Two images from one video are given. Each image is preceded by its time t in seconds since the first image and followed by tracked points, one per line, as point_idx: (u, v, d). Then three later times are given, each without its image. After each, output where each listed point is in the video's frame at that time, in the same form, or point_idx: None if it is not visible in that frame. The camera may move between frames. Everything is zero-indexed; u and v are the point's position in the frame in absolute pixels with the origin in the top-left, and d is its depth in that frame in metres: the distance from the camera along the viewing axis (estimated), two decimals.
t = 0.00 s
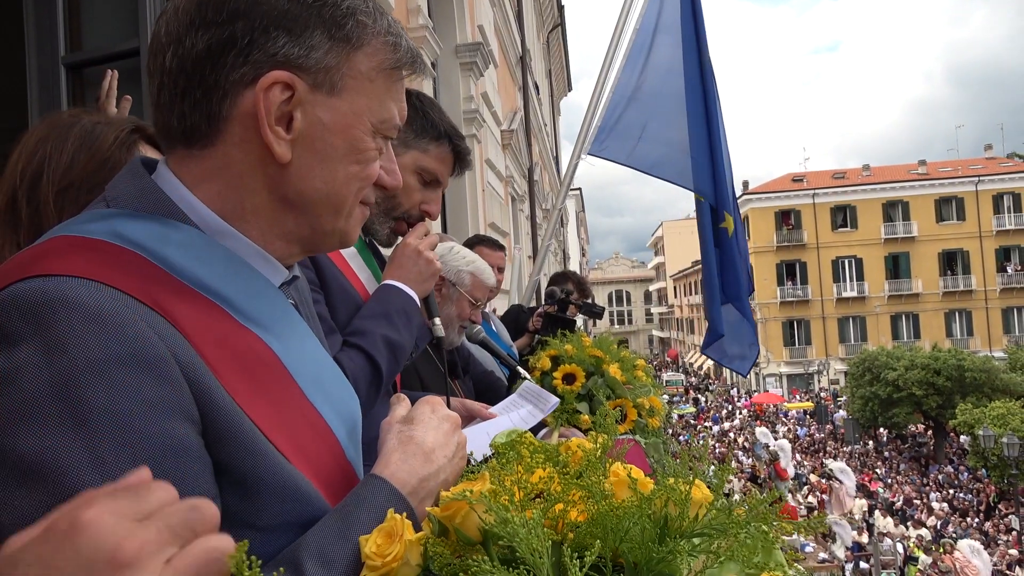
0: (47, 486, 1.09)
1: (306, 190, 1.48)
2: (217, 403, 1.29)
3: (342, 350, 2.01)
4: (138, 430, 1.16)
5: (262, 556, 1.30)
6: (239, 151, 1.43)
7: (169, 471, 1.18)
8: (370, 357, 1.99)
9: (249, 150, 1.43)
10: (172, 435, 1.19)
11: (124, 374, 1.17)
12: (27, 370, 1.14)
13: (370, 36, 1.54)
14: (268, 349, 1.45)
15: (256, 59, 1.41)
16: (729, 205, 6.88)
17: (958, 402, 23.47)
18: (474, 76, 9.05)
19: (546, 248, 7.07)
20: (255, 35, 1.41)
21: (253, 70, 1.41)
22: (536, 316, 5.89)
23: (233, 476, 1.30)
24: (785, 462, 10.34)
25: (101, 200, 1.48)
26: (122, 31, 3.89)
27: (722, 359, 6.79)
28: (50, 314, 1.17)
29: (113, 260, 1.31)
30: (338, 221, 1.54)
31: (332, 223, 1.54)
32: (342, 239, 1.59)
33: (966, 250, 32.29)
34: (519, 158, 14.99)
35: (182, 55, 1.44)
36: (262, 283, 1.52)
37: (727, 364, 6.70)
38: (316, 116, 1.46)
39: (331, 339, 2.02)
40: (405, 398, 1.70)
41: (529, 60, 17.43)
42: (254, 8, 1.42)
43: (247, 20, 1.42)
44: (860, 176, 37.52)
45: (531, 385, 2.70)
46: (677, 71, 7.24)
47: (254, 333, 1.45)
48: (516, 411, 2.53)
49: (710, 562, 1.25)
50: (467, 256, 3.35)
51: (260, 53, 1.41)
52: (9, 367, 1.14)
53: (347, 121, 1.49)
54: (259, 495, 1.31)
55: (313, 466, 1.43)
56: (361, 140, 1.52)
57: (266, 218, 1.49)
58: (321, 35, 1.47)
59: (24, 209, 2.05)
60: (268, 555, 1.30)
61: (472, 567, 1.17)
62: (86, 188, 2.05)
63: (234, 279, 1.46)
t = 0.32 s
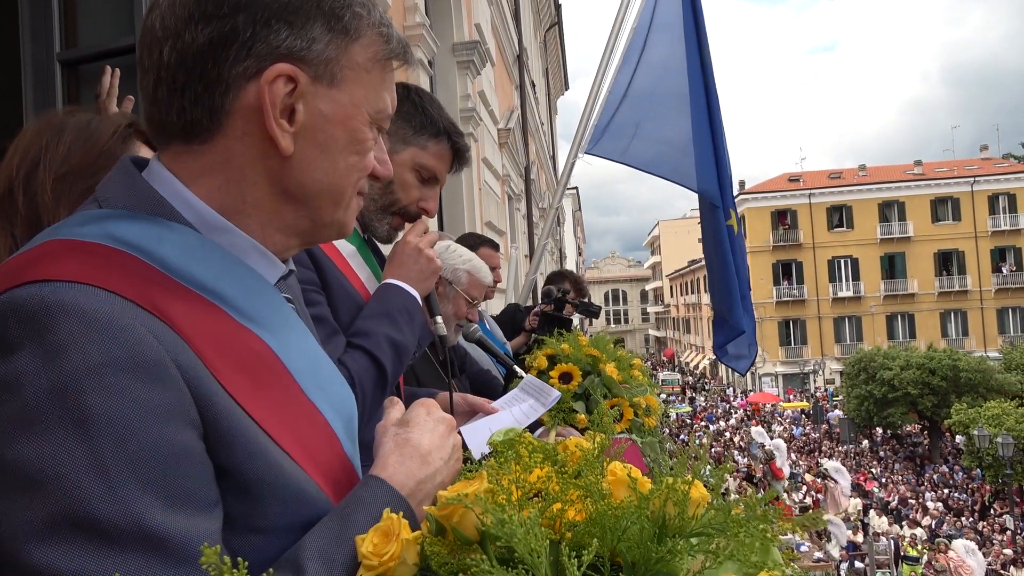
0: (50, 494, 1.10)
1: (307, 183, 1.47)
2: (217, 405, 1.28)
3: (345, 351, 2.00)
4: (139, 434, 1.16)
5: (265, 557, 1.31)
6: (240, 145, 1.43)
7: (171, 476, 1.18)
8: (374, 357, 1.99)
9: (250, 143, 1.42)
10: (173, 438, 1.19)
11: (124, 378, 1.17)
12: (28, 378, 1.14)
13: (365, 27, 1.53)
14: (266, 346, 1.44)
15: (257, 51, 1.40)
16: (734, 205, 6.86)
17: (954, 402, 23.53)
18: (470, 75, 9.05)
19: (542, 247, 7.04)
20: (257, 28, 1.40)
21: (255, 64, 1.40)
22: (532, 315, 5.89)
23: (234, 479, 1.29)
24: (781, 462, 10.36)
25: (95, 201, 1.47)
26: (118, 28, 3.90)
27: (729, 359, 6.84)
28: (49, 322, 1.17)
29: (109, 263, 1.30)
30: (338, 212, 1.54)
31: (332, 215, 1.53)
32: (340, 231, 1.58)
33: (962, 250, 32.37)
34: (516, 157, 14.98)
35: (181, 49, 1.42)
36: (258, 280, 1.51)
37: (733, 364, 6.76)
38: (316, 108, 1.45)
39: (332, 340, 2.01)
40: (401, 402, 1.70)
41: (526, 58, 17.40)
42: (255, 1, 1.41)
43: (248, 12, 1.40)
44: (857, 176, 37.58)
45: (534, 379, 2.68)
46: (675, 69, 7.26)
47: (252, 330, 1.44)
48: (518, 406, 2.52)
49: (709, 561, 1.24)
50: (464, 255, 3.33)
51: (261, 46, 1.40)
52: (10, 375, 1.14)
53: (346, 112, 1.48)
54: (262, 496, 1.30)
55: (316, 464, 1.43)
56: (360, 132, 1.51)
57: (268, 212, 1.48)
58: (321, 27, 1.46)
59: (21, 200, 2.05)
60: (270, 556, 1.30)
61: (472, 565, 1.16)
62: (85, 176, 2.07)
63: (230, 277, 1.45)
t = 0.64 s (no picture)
0: (49, 496, 1.10)
1: (302, 186, 1.47)
2: (215, 409, 1.28)
3: (349, 358, 2.01)
4: (136, 437, 1.16)
5: (262, 558, 1.31)
6: (234, 149, 1.43)
7: (170, 478, 1.19)
8: (378, 363, 2.00)
9: (245, 147, 1.43)
10: (168, 441, 1.19)
11: (121, 382, 1.17)
12: (26, 381, 1.14)
13: (361, 29, 1.54)
14: (267, 352, 1.45)
15: (251, 56, 1.41)
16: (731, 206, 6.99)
17: (949, 403, 23.57)
18: (467, 76, 9.04)
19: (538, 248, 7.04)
20: (250, 32, 1.41)
21: (249, 67, 1.41)
22: (529, 316, 5.89)
23: (232, 482, 1.30)
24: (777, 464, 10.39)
25: (94, 206, 1.48)
26: (114, 29, 3.90)
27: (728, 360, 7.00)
28: (47, 327, 1.17)
29: (107, 267, 1.30)
30: (335, 215, 1.54)
31: (329, 218, 1.54)
32: (337, 234, 1.59)
33: (958, 251, 32.41)
34: (513, 158, 14.98)
35: (176, 55, 1.42)
36: (256, 283, 1.51)
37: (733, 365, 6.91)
38: (311, 111, 1.46)
39: (336, 346, 2.02)
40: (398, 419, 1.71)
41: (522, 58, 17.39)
42: (247, 5, 1.42)
43: (240, 16, 1.41)
44: (853, 177, 37.63)
45: (536, 381, 2.69)
46: (674, 69, 7.30)
47: (252, 335, 1.44)
48: (519, 408, 2.54)
49: (706, 562, 1.25)
50: (461, 255, 3.33)
51: (255, 50, 1.41)
52: (8, 379, 1.15)
53: (341, 114, 1.49)
54: (259, 501, 1.31)
55: (316, 470, 1.44)
56: (356, 134, 1.51)
57: (265, 215, 1.49)
58: (315, 30, 1.47)
59: None
60: (268, 559, 1.31)
61: (468, 568, 1.17)
62: (48, 176, 2.16)
63: (229, 282, 1.46)
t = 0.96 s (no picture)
0: (43, 496, 1.10)
1: (302, 185, 1.47)
2: (210, 411, 1.29)
3: (349, 362, 2.01)
4: (132, 437, 1.16)
5: (258, 562, 1.31)
6: (233, 149, 1.43)
7: (165, 481, 1.19)
8: (378, 368, 1.99)
9: (244, 147, 1.43)
10: (163, 443, 1.19)
11: (115, 383, 1.17)
12: (19, 382, 1.14)
13: (360, 27, 1.54)
14: (265, 354, 1.45)
15: (247, 54, 1.41)
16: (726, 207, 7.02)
17: (946, 402, 23.63)
18: (465, 76, 9.04)
19: (536, 248, 7.02)
20: (246, 30, 1.41)
21: (245, 66, 1.41)
22: (527, 317, 5.89)
23: (229, 485, 1.30)
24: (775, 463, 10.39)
25: (94, 207, 1.48)
26: (110, 29, 3.89)
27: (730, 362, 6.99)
28: (42, 329, 1.17)
29: (105, 269, 1.30)
30: (337, 215, 1.54)
31: (331, 217, 1.54)
32: (339, 234, 1.59)
33: (954, 250, 32.47)
34: (510, 158, 14.98)
35: (173, 53, 1.43)
36: (257, 284, 1.51)
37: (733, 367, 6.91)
38: (309, 108, 1.46)
39: (337, 350, 2.02)
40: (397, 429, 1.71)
41: (518, 59, 17.37)
42: (244, 2, 1.42)
43: (237, 14, 1.41)
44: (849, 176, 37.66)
45: (535, 382, 2.70)
46: (671, 70, 7.32)
47: (250, 337, 1.44)
48: (518, 411, 2.54)
49: (703, 561, 1.25)
50: (457, 256, 3.35)
51: (251, 48, 1.41)
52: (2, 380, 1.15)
53: (340, 112, 1.49)
54: (255, 503, 1.31)
55: (316, 472, 1.44)
56: (356, 133, 1.51)
57: (264, 215, 1.49)
58: (312, 27, 1.47)
59: None
60: (265, 562, 1.31)
61: (465, 568, 1.18)
62: (33, 175, 2.16)
63: (229, 283, 1.45)
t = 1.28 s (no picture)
0: (43, 500, 1.10)
1: (303, 184, 1.47)
2: (211, 413, 1.28)
3: (344, 360, 2.00)
4: (134, 439, 1.16)
5: (258, 563, 1.31)
6: (234, 147, 1.43)
7: (167, 484, 1.19)
8: (371, 366, 1.99)
9: (244, 146, 1.43)
10: (166, 445, 1.19)
11: (115, 386, 1.17)
12: (20, 386, 1.15)
13: (362, 27, 1.54)
14: (265, 354, 1.44)
15: (249, 53, 1.40)
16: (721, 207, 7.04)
17: (943, 402, 23.68)
18: (463, 75, 9.04)
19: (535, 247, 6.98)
20: (248, 28, 1.40)
21: (247, 64, 1.40)
22: (524, 317, 5.89)
23: (230, 487, 1.30)
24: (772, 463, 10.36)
25: (92, 205, 1.47)
26: (106, 29, 3.89)
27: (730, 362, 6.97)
28: (42, 332, 1.17)
29: (103, 270, 1.29)
30: (336, 215, 1.54)
31: (331, 217, 1.54)
32: (339, 234, 1.59)
33: (951, 251, 32.48)
34: (508, 159, 14.99)
35: (175, 51, 1.42)
36: (257, 285, 1.51)
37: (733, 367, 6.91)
38: (310, 108, 1.45)
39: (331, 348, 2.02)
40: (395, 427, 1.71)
41: (517, 58, 17.35)
42: (247, 1, 1.42)
43: (239, 13, 1.41)
44: (847, 177, 37.66)
45: (529, 380, 2.69)
46: (669, 71, 7.32)
47: (250, 337, 1.44)
48: (512, 409, 2.54)
49: (701, 560, 1.26)
50: (452, 255, 3.36)
51: (253, 46, 1.40)
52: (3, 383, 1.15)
53: (342, 112, 1.49)
54: (255, 504, 1.31)
55: (317, 472, 1.44)
56: (356, 134, 1.51)
57: (265, 215, 1.49)
58: (314, 27, 1.46)
59: None
60: (265, 563, 1.31)
61: (462, 568, 1.18)
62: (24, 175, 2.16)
63: (228, 283, 1.45)
